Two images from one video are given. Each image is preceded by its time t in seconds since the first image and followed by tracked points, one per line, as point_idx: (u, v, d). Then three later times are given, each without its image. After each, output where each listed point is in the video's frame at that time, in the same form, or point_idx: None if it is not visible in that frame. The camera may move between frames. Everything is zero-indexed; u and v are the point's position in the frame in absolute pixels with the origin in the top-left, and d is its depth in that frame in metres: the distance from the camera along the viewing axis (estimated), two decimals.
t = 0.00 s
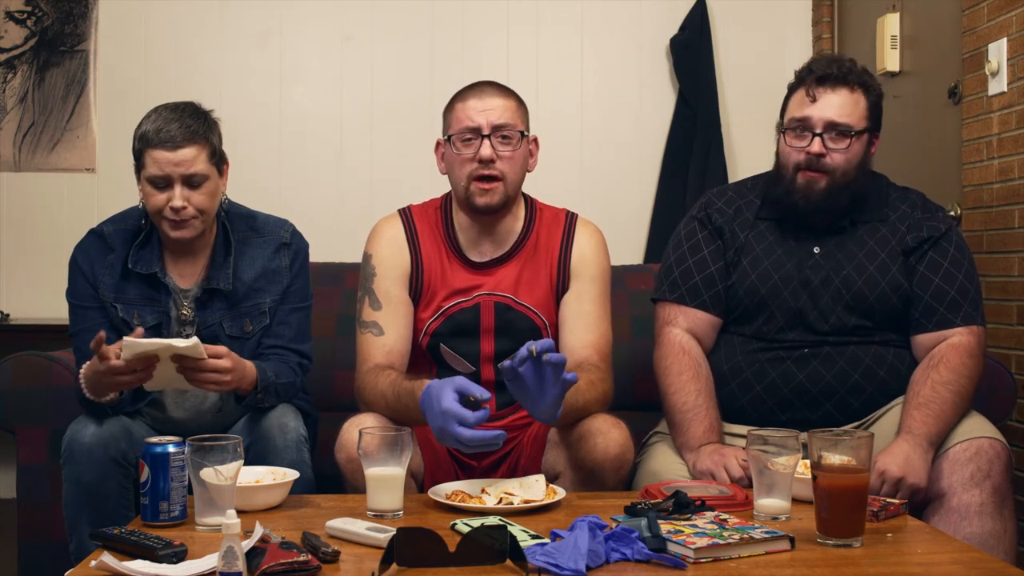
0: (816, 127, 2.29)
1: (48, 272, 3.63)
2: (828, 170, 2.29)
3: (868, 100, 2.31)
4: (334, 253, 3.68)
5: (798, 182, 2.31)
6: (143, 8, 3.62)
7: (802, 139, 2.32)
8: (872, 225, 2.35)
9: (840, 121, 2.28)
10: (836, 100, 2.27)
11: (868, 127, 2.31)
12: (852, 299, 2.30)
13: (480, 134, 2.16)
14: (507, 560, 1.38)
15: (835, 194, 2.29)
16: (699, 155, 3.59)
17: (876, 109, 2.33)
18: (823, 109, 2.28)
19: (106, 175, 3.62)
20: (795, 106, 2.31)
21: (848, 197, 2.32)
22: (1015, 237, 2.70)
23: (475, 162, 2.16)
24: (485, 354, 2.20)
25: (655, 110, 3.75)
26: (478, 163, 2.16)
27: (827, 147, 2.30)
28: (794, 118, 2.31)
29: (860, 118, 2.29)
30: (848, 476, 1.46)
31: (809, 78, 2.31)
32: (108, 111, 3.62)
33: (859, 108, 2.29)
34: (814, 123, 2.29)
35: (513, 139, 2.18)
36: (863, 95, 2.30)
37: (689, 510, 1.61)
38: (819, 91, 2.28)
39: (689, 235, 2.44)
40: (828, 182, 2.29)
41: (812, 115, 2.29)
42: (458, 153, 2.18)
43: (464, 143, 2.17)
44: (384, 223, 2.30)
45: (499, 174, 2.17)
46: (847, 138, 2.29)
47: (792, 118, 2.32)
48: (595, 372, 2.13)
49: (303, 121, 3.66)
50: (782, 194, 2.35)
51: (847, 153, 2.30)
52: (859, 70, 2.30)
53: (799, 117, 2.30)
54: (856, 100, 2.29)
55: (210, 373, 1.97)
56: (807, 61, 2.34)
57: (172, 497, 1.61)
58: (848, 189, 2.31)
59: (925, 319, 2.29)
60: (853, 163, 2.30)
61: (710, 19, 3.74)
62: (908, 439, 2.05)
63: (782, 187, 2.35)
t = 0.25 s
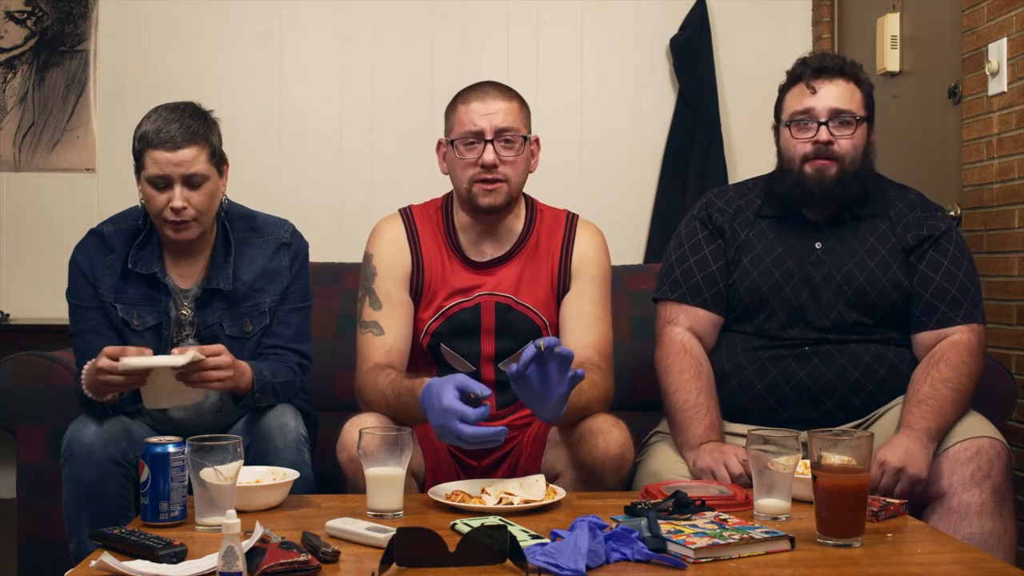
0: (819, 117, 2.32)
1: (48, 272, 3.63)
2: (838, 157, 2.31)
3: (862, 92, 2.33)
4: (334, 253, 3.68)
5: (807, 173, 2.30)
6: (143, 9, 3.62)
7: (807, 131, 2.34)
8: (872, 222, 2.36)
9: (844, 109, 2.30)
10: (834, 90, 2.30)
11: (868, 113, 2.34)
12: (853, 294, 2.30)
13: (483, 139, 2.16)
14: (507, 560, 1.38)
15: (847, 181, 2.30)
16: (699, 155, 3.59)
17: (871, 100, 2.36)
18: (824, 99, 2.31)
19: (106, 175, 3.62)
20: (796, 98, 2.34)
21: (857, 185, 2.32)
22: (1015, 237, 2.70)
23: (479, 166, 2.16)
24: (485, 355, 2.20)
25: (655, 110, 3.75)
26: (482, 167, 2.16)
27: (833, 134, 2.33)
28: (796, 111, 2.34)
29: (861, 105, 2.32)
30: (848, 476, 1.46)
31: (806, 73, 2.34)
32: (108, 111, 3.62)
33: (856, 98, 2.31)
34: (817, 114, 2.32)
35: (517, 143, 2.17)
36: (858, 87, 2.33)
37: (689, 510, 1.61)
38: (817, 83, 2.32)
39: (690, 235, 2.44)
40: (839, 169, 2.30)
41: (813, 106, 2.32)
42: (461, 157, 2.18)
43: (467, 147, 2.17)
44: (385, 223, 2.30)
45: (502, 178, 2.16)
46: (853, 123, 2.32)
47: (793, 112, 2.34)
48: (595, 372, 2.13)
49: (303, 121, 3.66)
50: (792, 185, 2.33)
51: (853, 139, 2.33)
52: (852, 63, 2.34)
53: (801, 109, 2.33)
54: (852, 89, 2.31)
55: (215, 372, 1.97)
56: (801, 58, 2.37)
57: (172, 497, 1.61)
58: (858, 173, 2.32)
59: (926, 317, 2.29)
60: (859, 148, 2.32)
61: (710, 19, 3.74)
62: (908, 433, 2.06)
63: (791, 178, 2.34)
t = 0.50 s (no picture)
0: (805, 120, 2.33)
1: (48, 272, 3.62)
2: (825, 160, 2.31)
3: (846, 88, 2.35)
4: (334, 253, 3.68)
5: (795, 177, 2.32)
6: (143, 9, 3.62)
7: (793, 136, 2.35)
8: (872, 223, 2.36)
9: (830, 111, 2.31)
10: (817, 91, 2.32)
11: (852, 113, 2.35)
12: (856, 295, 2.30)
13: (484, 136, 2.16)
14: (507, 560, 1.38)
15: (834, 183, 2.30)
16: (699, 155, 3.59)
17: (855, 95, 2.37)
18: (808, 102, 2.32)
19: (106, 175, 3.62)
20: (781, 103, 2.35)
21: (848, 185, 2.33)
22: (1015, 237, 2.70)
23: (479, 164, 2.16)
24: (485, 355, 2.20)
25: (655, 111, 3.75)
26: (483, 165, 2.16)
27: (819, 137, 2.33)
28: (782, 117, 2.34)
29: (844, 106, 2.33)
30: (848, 476, 1.46)
31: (786, 78, 2.35)
32: (109, 111, 3.63)
33: (841, 97, 2.33)
34: (802, 118, 2.33)
35: (517, 141, 2.17)
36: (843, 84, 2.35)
37: (689, 510, 1.61)
38: (799, 87, 2.33)
39: (681, 240, 2.44)
40: (825, 173, 2.30)
41: (798, 110, 2.32)
42: (462, 156, 2.18)
43: (467, 146, 2.17)
44: (386, 223, 2.30)
45: (502, 176, 2.16)
46: (836, 123, 2.33)
47: (779, 117, 2.35)
48: (595, 372, 2.13)
49: (303, 121, 3.66)
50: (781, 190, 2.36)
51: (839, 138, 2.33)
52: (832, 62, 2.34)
53: (786, 115, 2.34)
54: (836, 88, 2.33)
55: (215, 372, 1.99)
56: (782, 63, 2.39)
57: (172, 497, 1.61)
58: (845, 176, 2.32)
59: (938, 313, 2.30)
60: (845, 149, 2.33)
61: (710, 19, 3.74)
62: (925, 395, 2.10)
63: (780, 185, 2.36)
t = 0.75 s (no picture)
0: (797, 130, 2.32)
1: (48, 272, 3.63)
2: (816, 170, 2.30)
3: (840, 92, 2.33)
4: (334, 253, 3.68)
5: (789, 186, 2.31)
6: (143, 9, 3.62)
7: (786, 145, 2.34)
8: (870, 222, 2.36)
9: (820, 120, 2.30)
10: (810, 99, 2.30)
11: (846, 119, 2.34)
12: (857, 296, 2.30)
13: (483, 135, 2.16)
14: (507, 560, 1.38)
15: (827, 192, 2.30)
16: (699, 155, 3.59)
17: (851, 100, 2.36)
18: (801, 110, 2.30)
19: (106, 175, 3.62)
20: (773, 112, 2.33)
21: (844, 192, 2.34)
22: (1015, 237, 2.70)
23: (479, 164, 2.16)
24: (485, 355, 2.20)
25: (655, 111, 3.75)
26: (482, 165, 2.16)
27: (811, 147, 2.32)
28: (775, 125, 2.33)
29: (837, 112, 2.31)
30: (848, 476, 1.46)
31: (779, 84, 2.34)
32: (109, 111, 3.63)
33: (834, 102, 2.32)
34: (796, 127, 2.31)
35: (516, 141, 2.18)
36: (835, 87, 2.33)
37: (689, 510, 1.61)
38: (792, 95, 2.31)
39: (686, 239, 2.44)
40: (818, 184, 2.29)
41: (790, 119, 2.31)
42: (461, 156, 2.17)
43: (466, 145, 2.17)
44: (386, 223, 2.30)
45: (502, 175, 2.16)
46: (830, 132, 2.32)
47: (772, 126, 2.34)
48: (595, 372, 2.13)
49: (303, 121, 3.66)
50: (775, 199, 2.35)
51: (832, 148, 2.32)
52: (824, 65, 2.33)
53: (779, 124, 2.32)
54: (829, 93, 2.31)
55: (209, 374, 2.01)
56: (773, 68, 2.37)
57: (172, 497, 1.61)
58: (839, 183, 2.32)
59: (937, 313, 2.31)
60: (839, 157, 2.32)
61: (710, 19, 3.74)
62: (925, 400, 2.09)
63: (772, 192, 2.35)
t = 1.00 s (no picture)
0: (802, 137, 2.30)
1: (48, 272, 3.63)
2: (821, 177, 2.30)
3: (841, 95, 2.31)
4: (334, 253, 3.68)
5: (797, 198, 2.31)
6: (143, 9, 3.62)
7: (790, 152, 2.32)
8: (873, 226, 2.36)
9: (829, 125, 2.28)
10: (814, 104, 2.28)
11: (848, 123, 2.31)
12: (864, 302, 2.31)
13: (483, 136, 2.16)
14: (507, 560, 1.38)
15: (835, 200, 2.30)
16: (699, 155, 3.59)
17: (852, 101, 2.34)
18: (805, 117, 2.29)
19: (106, 175, 3.62)
20: (776, 118, 2.31)
21: (848, 199, 2.33)
22: (1015, 237, 2.70)
23: (478, 164, 2.16)
24: (485, 355, 2.20)
25: (655, 111, 3.75)
26: (481, 165, 2.16)
27: (817, 154, 2.31)
28: (778, 132, 2.31)
29: (841, 117, 2.30)
30: (848, 476, 1.46)
31: (781, 90, 2.31)
32: (109, 111, 3.63)
33: (837, 106, 2.30)
34: (800, 134, 2.30)
35: (516, 141, 2.18)
36: (837, 92, 2.31)
37: (689, 510, 1.61)
38: (795, 101, 2.29)
39: (709, 235, 2.42)
40: (826, 193, 2.29)
41: (794, 126, 2.29)
42: (461, 156, 2.18)
43: (466, 146, 2.17)
44: (386, 223, 2.31)
45: (501, 176, 2.16)
46: (835, 138, 2.30)
47: (775, 133, 2.32)
48: (596, 372, 2.13)
49: (303, 121, 3.65)
50: (784, 210, 2.35)
51: (837, 155, 2.31)
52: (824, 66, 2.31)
53: (783, 131, 2.31)
54: (832, 97, 2.29)
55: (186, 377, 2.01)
56: (771, 73, 2.35)
57: (172, 497, 1.61)
58: (844, 187, 2.31)
59: (942, 317, 2.31)
60: (844, 163, 2.32)
61: (710, 19, 3.74)
62: (921, 408, 2.08)
63: (782, 203, 2.35)
